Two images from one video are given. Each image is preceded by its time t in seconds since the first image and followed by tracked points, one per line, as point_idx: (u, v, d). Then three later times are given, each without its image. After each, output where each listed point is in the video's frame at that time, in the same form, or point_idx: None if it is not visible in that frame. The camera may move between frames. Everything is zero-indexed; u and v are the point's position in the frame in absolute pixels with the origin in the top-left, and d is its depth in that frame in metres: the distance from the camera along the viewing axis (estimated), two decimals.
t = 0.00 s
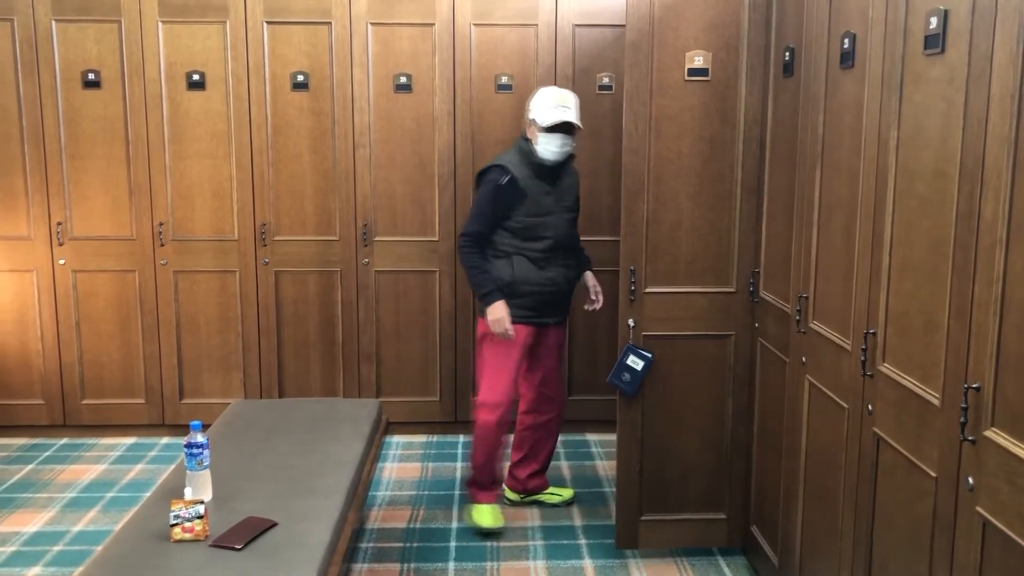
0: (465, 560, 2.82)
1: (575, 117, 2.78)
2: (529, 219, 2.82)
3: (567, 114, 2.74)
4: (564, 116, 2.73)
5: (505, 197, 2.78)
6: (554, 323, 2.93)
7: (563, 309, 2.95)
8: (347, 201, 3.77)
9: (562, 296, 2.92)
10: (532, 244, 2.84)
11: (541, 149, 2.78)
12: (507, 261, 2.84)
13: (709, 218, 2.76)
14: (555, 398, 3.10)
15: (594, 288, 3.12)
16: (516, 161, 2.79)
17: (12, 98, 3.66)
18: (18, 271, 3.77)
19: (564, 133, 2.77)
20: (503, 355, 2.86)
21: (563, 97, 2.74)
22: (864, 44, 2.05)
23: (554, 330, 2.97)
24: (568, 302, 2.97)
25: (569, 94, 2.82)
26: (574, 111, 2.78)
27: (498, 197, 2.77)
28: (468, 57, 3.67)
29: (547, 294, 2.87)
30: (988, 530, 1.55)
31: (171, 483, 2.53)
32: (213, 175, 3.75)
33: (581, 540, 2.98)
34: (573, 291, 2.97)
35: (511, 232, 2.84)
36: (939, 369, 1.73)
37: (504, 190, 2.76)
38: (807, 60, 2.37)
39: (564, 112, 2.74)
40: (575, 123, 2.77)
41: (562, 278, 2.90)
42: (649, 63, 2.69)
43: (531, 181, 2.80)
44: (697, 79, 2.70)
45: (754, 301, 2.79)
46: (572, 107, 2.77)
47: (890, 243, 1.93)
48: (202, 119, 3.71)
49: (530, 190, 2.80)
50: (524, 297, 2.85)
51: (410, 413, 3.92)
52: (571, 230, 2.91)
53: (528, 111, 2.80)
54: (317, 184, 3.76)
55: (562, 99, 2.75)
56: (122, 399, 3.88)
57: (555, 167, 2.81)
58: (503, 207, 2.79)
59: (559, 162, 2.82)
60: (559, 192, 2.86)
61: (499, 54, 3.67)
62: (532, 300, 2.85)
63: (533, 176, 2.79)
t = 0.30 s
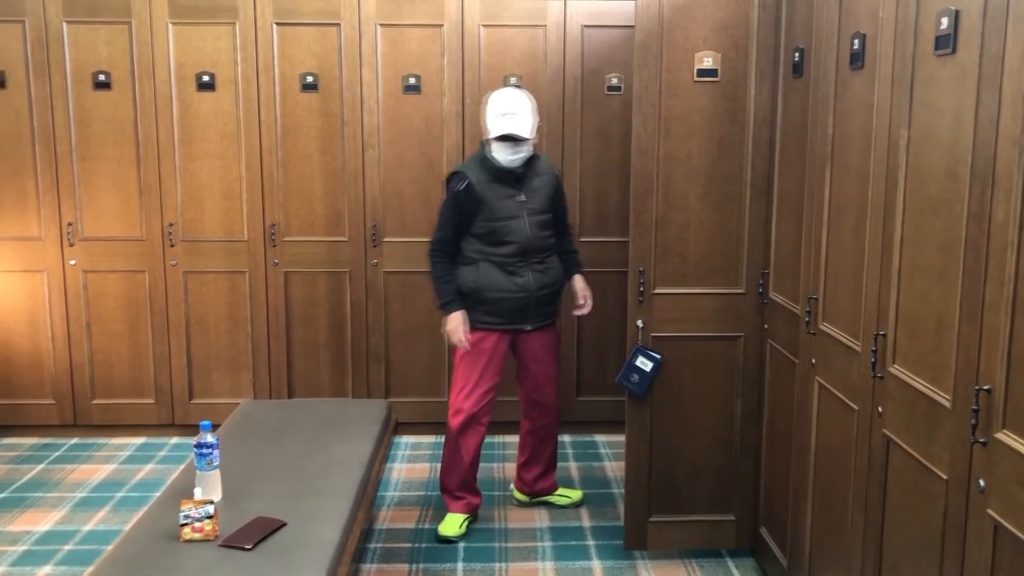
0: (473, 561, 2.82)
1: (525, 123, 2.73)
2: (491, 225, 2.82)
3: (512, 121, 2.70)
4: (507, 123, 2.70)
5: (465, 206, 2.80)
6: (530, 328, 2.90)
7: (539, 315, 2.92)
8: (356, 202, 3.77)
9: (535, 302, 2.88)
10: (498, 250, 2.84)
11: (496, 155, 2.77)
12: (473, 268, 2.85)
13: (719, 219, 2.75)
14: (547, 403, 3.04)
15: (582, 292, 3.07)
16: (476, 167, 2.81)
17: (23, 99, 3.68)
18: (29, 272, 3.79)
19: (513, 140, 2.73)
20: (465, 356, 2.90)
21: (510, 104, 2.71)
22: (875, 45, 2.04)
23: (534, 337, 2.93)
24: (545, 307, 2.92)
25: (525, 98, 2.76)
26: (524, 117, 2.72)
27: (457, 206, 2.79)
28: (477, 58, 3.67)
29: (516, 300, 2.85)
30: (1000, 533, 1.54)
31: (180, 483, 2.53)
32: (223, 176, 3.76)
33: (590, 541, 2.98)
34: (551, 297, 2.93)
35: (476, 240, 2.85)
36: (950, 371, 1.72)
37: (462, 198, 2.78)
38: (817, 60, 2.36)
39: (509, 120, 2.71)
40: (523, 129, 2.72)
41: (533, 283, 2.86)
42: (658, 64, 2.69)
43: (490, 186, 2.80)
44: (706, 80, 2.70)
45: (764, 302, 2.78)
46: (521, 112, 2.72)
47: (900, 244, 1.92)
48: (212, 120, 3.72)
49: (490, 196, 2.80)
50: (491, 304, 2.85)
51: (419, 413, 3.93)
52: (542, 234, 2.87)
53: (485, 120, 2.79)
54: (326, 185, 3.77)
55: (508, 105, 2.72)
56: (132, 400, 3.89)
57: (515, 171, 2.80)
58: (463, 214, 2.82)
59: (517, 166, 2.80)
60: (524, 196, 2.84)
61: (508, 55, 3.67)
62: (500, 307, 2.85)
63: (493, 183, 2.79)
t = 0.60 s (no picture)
0: (486, 560, 2.82)
1: (482, 134, 2.66)
2: (459, 231, 2.80)
3: (468, 134, 2.65)
4: (463, 136, 2.65)
5: (433, 212, 2.82)
6: (506, 333, 2.85)
7: (516, 319, 2.86)
8: (368, 202, 3.78)
9: (508, 306, 2.83)
10: (468, 255, 2.82)
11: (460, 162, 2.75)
12: (445, 272, 2.86)
13: (732, 218, 2.75)
14: (535, 405, 2.94)
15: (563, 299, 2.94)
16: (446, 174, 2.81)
17: (39, 99, 3.70)
18: (44, 271, 3.82)
19: (471, 152, 2.68)
20: (445, 358, 2.91)
21: (467, 115, 2.65)
22: (890, 44, 2.03)
23: (515, 339, 2.88)
24: (523, 312, 2.86)
25: (484, 105, 2.68)
26: (482, 128, 2.66)
27: (426, 212, 2.83)
28: (489, 58, 3.68)
29: (486, 306, 2.82)
30: (1016, 534, 1.53)
31: (194, 481, 2.55)
32: (236, 176, 3.77)
33: (602, 541, 2.98)
34: (528, 301, 2.86)
35: (448, 245, 2.86)
36: (965, 371, 1.71)
37: (429, 205, 2.81)
38: (831, 60, 2.36)
39: (466, 131, 2.66)
40: (480, 141, 2.65)
41: (505, 288, 2.81)
42: (671, 63, 2.69)
43: (456, 192, 2.78)
44: (719, 79, 2.70)
45: (777, 302, 2.77)
46: (478, 123, 2.65)
47: (914, 244, 1.92)
48: (226, 120, 3.73)
49: (456, 202, 2.79)
50: (463, 309, 2.84)
51: (431, 412, 3.93)
52: (514, 238, 2.81)
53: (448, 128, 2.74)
54: (339, 184, 3.78)
55: (466, 116, 2.66)
56: (146, 398, 3.91)
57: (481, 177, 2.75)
58: (433, 221, 2.84)
59: (482, 173, 2.75)
60: (492, 202, 2.79)
61: (520, 55, 3.67)
62: (471, 312, 2.83)
63: (458, 189, 2.78)
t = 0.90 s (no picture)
0: (499, 557, 2.83)
1: (483, 136, 2.52)
2: (458, 232, 2.68)
3: (467, 136, 2.51)
4: (463, 138, 2.51)
5: (434, 212, 2.72)
6: (506, 336, 2.71)
7: (517, 322, 2.71)
8: (383, 199, 3.79)
9: (508, 311, 2.69)
10: (467, 257, 2.70)
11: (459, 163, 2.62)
12: (447, 273, 2.75)
13: (747, 216, 2.74)
14: (514, 411, 2.73)
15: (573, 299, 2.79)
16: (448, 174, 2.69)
17: (56, 97, 3.73)
18: (61, 268, 3.85)
19: (471, 155, 2.54)
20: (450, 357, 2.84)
21: (467, 117, 2.52)
22: (907, 40, 2.02)
23: (516, 343, 2.72)
24: (524, 315, 2.71)
25: (484, 106, 2.55)
26: (483, 129, 2.52)
27: (427, 212, 2.73)
28: (504, 55, 3.68)
29: (486, 310, 2.69)
30: None
31: (210, 476, 2.56)
32: (251, 173, 3.79)
33: (615, 539, 2.98)
34: (530, 305, 2.70)
35: (450, 246, 2.75)
36: (983, 370, 1.70)
37: (430, 205, 2.70)
38: (847, 56, 2.35)
39: (465, 134, 2.52)
40: (481, 143, 2.51)
41: (504, 290, 2.67)
42: (686, 60, 2.69)
43: (456, 193, 2.66)
44: (734, 76, 2.69)
45: (793, 300, 2.76)
46: (478, 124, 2.52)
47: (932, 241, 1.91)
48: (241, 118, 3.75)
49: (455, 203, 2.67)
50: (462, 311, 2.72)
51: (445, 410, 3.94)
52: (515, 240, 2.66)
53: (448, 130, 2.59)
54: (353, 182, 3.79)
55: (465, 118, 2.53)
56: (162, 394, 3.94)
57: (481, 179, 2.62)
58: (435, 221, 2.74)
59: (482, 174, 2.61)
60: (492, 203, 2.65)
61: (534, 52, 3.67)
62: (470, 314, 2.71)
63: (457, 190, 2.66)
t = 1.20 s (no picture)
0: (510, 552, 2.83)
1: (504, 121, 2.48)
2: (472, 227, 2.65)
3: (489, 120, 2.47)
4: (485, 122, 2.47)
5: (452, 206, 2.70)
6: (514, 341, 2.64)
7: (525, 326, 2.63)
8: (394, 194, 3.79)
9: (516, 313, 2.62)
10: (480, 254, 2.66)
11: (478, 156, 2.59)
12: (461, 270, 2.72)
13: (760, 212, 2.73)
14: (519, 420, 2.64)
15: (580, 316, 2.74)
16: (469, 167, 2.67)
17: (70, 93, 3.75)
18: (75, 263, 3.87)
19: (493, 140, 2.50)
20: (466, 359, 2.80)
21: (489, 101, 2.49)
22: (922, 34, 2.01)
23: (524, 349, 2.65)
24: (533, 320, 2.64)
25: (507, 93, 2.53)
26: (505, 113, 2.49)
27: (446, 205, 2.72)
28: (516, 50, 3.67)
29: (494, 309, 2.64)
30: None
31: (223, 470, 2.57)
32: (264, 169, 3.80)
33: (626, 535, 2.97)
34: (540, 309, 2.63)
35: (465, 242, 2.72)
36: (997, 367, 1.69)
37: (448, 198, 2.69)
38: (861, 50, 2.33)
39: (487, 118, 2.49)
40: (503, 127, 2.48)
41: (513, 291, 2.61)
42: (699, 55, 2.68)
43: (473, 186, 2.63)
44: (748, 71, 2.68)
45: (805, 297, 2.75)
46: (500, 110, 2.48)
47: (946, 237, 1.90)
48: (253, 114, 3.76)
49: (471, 197, 2.64)
50: (472, 310, 2.68)
51: (456, 405, 3.94)
52: (528, 239, 2.61)
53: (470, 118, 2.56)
54: (365, 177, 3.79)
55: (488, 103, 2.50)
56: (174, 388, 3.95)
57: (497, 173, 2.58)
58: (452, 215, 2.72)
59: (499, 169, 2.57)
60: (508, 199, 2.60)
61: (546, 47, 3.67)
62: (479, 313, 2.66)
63: (474, 183, 2.63)
